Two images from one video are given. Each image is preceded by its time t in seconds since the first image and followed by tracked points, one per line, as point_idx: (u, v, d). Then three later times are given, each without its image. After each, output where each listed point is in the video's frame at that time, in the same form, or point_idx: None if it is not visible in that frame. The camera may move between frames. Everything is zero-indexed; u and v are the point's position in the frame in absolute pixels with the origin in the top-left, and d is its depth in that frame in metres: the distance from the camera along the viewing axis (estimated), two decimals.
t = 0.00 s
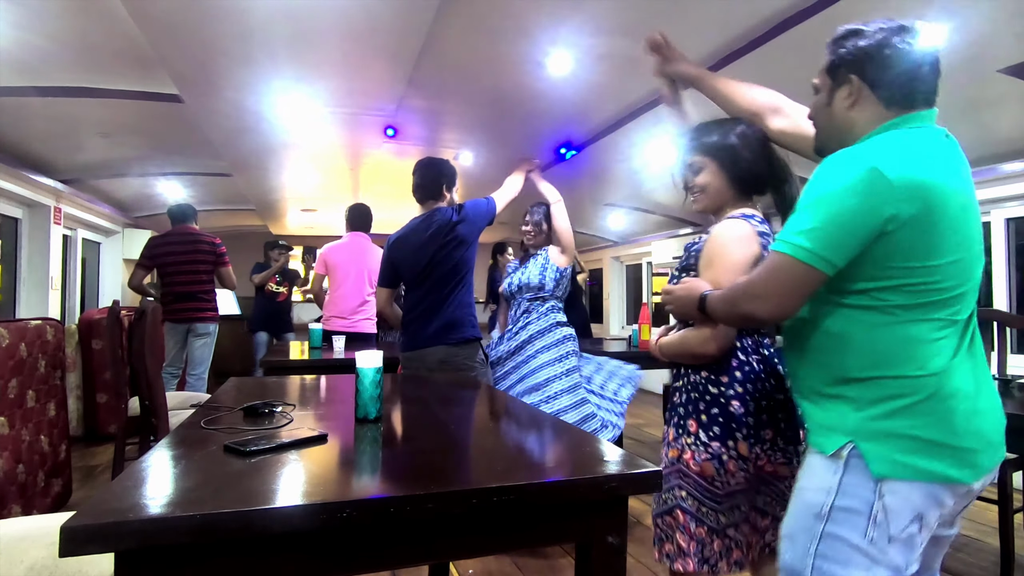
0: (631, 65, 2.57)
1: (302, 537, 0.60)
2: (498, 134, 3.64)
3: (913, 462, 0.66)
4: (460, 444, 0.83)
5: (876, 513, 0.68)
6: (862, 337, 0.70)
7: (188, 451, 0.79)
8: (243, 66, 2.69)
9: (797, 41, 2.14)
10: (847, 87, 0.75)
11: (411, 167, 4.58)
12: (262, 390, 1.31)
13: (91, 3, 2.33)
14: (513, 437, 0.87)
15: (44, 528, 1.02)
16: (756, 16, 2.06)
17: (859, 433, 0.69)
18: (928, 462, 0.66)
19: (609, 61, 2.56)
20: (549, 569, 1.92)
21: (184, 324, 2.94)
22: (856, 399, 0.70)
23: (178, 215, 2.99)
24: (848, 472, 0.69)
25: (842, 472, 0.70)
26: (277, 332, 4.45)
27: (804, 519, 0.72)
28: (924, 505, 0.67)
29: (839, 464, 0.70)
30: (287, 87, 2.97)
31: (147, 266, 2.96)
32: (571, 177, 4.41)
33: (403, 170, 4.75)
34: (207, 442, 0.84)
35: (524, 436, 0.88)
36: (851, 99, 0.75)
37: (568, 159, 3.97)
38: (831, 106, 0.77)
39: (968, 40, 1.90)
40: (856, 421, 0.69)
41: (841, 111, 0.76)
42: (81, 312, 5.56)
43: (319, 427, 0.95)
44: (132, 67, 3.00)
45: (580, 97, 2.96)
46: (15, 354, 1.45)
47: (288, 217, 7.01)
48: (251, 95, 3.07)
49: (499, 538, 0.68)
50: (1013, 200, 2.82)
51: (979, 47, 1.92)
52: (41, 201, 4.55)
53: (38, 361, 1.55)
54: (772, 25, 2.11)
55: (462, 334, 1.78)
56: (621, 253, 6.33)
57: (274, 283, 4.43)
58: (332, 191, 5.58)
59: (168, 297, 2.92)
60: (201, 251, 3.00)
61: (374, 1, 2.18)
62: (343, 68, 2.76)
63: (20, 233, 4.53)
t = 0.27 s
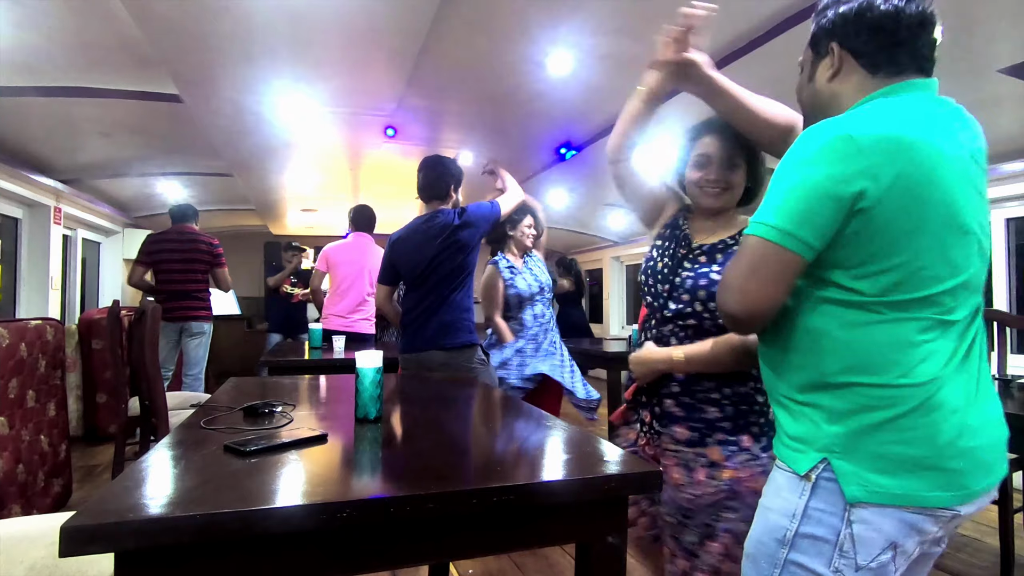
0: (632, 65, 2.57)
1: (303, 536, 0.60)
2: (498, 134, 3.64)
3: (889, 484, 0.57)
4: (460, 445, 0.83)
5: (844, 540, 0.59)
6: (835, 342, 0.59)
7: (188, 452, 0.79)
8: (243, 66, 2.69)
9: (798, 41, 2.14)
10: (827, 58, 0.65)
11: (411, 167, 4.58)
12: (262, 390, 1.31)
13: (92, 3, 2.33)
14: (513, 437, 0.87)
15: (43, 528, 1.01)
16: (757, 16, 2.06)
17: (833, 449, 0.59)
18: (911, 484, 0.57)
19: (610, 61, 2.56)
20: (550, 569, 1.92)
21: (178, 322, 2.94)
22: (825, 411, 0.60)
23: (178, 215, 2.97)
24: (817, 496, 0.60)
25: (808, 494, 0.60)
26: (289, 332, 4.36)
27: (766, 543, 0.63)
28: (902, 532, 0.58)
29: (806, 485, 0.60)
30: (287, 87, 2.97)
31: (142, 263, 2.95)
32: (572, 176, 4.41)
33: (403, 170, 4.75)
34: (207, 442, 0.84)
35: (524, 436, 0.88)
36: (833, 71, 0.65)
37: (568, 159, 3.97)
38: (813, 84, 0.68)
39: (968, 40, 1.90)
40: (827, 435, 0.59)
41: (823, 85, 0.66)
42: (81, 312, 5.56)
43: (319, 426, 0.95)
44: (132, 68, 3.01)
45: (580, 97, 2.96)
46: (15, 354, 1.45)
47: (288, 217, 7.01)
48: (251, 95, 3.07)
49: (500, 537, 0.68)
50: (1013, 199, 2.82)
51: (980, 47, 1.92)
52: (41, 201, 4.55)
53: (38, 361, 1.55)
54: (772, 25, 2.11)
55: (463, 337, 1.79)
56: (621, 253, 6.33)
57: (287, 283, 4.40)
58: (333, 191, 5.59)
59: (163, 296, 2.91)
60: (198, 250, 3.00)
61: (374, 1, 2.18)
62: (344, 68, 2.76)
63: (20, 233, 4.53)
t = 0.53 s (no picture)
0: (632, 65, 2.57)
1: (303, 536, 0.60)
2: (498, 134, 3.64)
3: (912, 495, 0.47)
4: (459, 444, 0.83)
5: (865, 552, 0.50)
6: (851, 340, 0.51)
7: (187, 451, 0.79)
8: (243, 66, 2.69)
9: (798, 41, 2.14)
10: (884, 43, 0.52)
11: (411, 167, 4.58)
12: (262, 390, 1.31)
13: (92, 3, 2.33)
14: (511, 437, 0.88)
15: (42, 529, 1.01)
16: (757, 16, 2.06)
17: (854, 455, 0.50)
18: (939, 496, 0.46)
19: (610, 61, 2.56)
20: (550, 569, 1.92)
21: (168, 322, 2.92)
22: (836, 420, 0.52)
23: (170, 214, 2.98)
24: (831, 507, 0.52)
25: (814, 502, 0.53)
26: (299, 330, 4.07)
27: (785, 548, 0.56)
28: (932, 550, 0.47)
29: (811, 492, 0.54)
30: (288, 87, 2.97)
31: (130, 262, 2.95)
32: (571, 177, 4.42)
33: (403, 170, 4.75)
34: (207, 442, 0.84)
35: (525, 435, 0.88)
36: (890, 58, 0.52)
37: (568, 160, 3.97)
38: (865, 71, 0.54)
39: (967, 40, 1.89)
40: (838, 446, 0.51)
41: (879, 73, 0.53)
42: (81, 312, 5.56)
43: (319, 427, 0.95)
44: (132, 68, 3.01)
45: (580, 97, 2.96)
46: (15, 354, 1.45)
47: (288, 217, 7.02)
48: (251, 95, 3.07)
49: (500, 538, 0.68)
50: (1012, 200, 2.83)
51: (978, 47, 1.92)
52: (41, 201, 4.55)
53: (38, 361, 1.55)
54: (773, 25, 2.11)
55: (480, 342, 1.76)
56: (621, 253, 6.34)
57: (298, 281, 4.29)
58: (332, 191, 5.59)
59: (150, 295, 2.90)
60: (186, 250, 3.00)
61: (374, 1, 2.18)
62: (344, 68, 2.76)
63: (20, 233, 4.53)
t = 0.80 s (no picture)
0: (632, 65, 2.58)
1: (304, 536, 0.60)
2: (498, 134, 3.64)
3: None
4: (458, 444, 0.83)
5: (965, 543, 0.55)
6: (967, 333, 0.57)
7: (187, 451, 0.79)
8: (243, 66, 2.69)
9: (798, 41, 2.14)
10: (966, 22, 0.58)
11: (410, 167, 4.58)
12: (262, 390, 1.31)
13: (91, 3, 2.33)
14: (511, 436, 0.88)
15: (43, 528, 1.02)
16: (757, 16, 2.06)
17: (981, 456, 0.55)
18: None
19: (610, 61, 2.56)
20: (549, 569, 1.92)
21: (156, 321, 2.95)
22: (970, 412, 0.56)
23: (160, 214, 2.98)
24: (959, 511, 0.55)
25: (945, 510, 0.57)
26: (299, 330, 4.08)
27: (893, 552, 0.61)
28: None
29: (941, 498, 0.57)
30: (287, 87, 2.97)
31: (116, 262, 2.92)
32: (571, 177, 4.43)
33: (403, 170, 4.75)
34: (207, 442, 0.84)
35: (525, 435, 0.88)
36: (974, 35, 0.58)
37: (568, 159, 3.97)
38: (946, 50, 0.61)
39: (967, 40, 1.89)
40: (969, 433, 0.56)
41: (962, 51, 0.59)
42: (81, 312, 5.56)
43: (319, 427, 0.95)
44: (132, 68, 3.01)
45: (580, 97, 2.96)
46: (15, 354, 1.45)
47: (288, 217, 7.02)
48: (251, 95, 3.07)
49: (499, 538, 0.68)
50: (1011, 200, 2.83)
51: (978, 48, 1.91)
52: (41, 201, 4.56)
53: (38, 361, 1.55)
54: (773, 25, 2.11)
55: (507, 342, 1.79)
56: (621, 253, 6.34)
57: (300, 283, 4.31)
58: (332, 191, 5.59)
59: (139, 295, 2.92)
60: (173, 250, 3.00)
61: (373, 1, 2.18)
62: (344, 68, 2.76)
63: (20, 233, 4.53)
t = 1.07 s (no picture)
0: (632, 65, 2.58)
1: (303, 536, 0.60)
2: (498, 134, 3.64)
3: None
4: (457, 445, 0.83)
5: None
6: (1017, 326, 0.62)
7: (187, 451, 0.79)
8: (243, 66, 2.69)
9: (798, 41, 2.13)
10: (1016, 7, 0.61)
11: (410, 167, 4.58)
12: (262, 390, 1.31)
13: (91, 3, 2.33)
14: (510, 437, 0.88)
15: (43, 528, 1.01)
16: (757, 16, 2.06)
17: None
18: None
19: (610, 61, 2.56)
20: (549, 569, 1.92)
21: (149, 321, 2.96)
22: None
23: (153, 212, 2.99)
24: None
25: None
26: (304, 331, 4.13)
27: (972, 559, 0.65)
28: None
29: None
30: (287, 87, 2.97)
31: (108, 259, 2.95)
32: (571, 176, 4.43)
33: (402, 170, 4.75)
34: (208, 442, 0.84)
35: (524, 435, 0.88)
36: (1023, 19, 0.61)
37: (568, 159, 3.97)
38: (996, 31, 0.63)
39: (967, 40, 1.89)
40: None
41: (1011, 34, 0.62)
42: (81, 312, 5.56)
43: (319, 427, 0.95)
44: (132, 68, 3.00)
45: (580, 97, 2.96)
46: (15, 354, 1.45)
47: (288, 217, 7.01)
48: (251, 95, 3.07)
49: (499, 539, 0.68)
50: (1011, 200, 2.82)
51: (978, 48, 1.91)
52: (41, 201, 4.56)
53: (38, 361, 1.55)
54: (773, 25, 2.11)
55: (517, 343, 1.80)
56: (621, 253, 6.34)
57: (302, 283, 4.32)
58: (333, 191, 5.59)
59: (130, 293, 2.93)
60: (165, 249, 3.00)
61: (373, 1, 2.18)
62: (344, 68, 2.76)
63: (20, 233, 4.53)
